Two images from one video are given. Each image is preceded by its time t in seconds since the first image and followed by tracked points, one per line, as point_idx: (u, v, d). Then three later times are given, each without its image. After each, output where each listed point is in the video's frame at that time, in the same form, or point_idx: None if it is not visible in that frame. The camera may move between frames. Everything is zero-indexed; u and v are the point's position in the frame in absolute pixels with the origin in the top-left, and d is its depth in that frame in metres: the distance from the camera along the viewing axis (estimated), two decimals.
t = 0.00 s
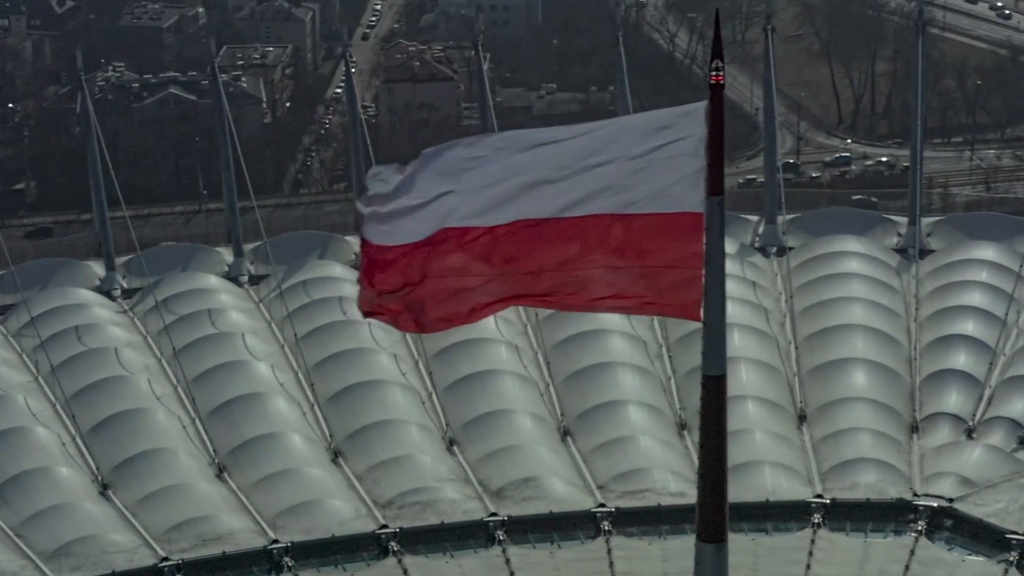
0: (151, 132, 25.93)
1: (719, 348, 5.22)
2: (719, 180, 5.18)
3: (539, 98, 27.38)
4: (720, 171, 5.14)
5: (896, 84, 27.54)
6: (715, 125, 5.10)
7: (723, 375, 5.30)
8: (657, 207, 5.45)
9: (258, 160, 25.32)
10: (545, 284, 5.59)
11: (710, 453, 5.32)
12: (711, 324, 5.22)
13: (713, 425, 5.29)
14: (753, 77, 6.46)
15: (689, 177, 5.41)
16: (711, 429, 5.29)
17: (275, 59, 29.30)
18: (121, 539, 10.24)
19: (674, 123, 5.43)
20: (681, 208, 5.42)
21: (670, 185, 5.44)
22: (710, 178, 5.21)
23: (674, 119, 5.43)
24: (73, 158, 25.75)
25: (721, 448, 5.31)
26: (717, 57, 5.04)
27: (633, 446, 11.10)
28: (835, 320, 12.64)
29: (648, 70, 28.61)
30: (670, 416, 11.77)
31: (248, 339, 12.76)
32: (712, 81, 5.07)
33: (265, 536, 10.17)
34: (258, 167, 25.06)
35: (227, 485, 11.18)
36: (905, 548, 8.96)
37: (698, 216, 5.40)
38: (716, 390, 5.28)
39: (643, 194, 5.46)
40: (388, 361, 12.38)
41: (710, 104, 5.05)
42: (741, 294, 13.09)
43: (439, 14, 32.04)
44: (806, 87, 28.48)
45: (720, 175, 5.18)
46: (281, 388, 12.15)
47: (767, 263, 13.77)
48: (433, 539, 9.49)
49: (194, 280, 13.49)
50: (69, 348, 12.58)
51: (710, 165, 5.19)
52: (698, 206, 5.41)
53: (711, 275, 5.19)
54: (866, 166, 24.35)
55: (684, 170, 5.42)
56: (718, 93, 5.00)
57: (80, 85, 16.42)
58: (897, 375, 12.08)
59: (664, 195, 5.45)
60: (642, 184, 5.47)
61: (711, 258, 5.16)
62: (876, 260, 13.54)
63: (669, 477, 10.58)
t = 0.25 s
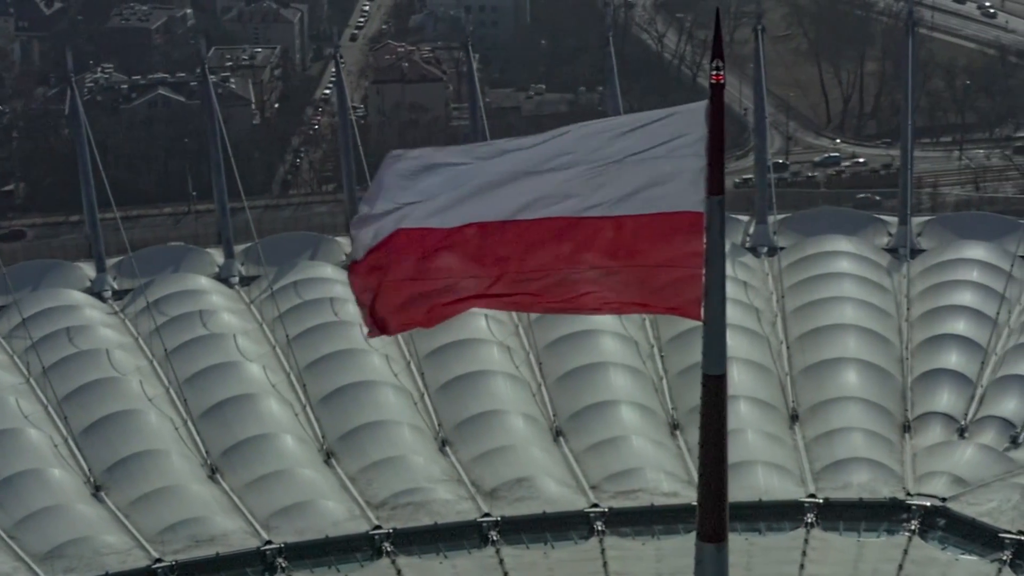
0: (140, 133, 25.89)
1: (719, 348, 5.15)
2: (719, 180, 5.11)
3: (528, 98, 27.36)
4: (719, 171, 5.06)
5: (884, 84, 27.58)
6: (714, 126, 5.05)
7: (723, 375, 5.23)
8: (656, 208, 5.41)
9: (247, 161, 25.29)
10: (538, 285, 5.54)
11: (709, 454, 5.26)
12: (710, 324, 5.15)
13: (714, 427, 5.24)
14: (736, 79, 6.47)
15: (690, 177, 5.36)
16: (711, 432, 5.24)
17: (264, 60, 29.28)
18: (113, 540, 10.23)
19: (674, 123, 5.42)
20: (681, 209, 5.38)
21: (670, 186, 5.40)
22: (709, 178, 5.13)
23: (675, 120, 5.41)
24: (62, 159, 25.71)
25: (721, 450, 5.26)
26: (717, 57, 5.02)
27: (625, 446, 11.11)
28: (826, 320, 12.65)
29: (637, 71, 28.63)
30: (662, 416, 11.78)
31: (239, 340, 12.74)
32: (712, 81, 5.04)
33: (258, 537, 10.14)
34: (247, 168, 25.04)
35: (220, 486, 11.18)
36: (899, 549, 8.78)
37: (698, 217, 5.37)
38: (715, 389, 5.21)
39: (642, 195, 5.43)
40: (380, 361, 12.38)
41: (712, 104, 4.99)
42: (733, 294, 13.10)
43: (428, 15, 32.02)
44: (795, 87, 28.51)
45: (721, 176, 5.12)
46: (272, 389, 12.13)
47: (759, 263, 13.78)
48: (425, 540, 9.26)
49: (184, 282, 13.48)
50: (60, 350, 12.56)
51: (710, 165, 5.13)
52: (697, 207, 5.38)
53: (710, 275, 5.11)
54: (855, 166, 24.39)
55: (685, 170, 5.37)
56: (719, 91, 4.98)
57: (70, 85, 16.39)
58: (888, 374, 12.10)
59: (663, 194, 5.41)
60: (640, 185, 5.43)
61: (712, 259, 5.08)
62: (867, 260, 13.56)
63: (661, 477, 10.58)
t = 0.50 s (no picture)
0: (128, 134, 25.85)
1: (719, 347, 5.31)
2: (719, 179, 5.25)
3: (516, 99, 27.36)
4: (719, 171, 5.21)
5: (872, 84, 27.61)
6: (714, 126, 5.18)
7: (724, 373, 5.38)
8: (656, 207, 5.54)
9: (236, 162, 25.26)
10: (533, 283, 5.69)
11: (709, 447, 5.43)
12: (710, 322, 5.31)
13: (715, 423, 5.40)
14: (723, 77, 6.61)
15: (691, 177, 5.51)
16: (711, 428, 5.41)
17: (252, 61, 29.24)
18: (106, 542, 10.21)
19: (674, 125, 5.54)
20: (681, 207, 5.52)
21: (668, 186, 5.53)
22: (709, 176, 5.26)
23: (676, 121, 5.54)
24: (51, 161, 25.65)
25: (721, 446, 5.42)
26: (718, 57, 5.08)
27: (617, 445, 11.11)
28: (817, 320, 12.67)
29: (625, 72, 28.62)
30: (654, 417, 11.79)
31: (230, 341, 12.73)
32: (711, 80, 5.11)
33: (250, 538, 10.13)
34: (235, 169, 25.01)
35: (212, 487, 11.17)
36: (893, 548, 8.72)
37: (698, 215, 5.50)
38: (716, 387, 5.37)
39: (641, 194, 5.55)
40: (371, 361, 12.37)
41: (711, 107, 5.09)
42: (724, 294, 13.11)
43: (416, 15, 31.98)
44: (783, 87, 28.52)
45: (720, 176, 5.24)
46: (264, 389, 12.12)
47: (749, 263, 13.79)
48: (416, 541, 9.19)
49: (175, 283, 13.47)
50: (51, 351, 12.55)
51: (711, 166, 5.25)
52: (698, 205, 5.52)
53: (711, 273, 5.28)
54: (842, 165, 24.42)
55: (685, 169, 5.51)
56: (719, 92, 5.04)
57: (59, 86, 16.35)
58: (880, 373, 12.12)
59: (662, 193, 5.54)
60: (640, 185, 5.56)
61: (711, 255, 5.27)
62: (857, 259, 13.58)
63: (654, 477, 10.58)
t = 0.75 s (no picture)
0: (120, 135, 25.82)
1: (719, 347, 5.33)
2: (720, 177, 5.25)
3: (508, 99, 27.36)
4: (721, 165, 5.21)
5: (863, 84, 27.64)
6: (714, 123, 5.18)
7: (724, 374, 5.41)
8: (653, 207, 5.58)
9: (228, 163, 25.24)
10: (524, 284, 5.72)
11: (708, 450, 5.45)
12: (710, 324, 5.34)
13: (714, 425, 5.43)
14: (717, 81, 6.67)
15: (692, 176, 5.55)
16: (711, 431, 5.43)
17: (243, 62, 29.22)
18: (100, 543, 10.20)
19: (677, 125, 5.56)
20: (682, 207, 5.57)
21: (667, 186, 5.57)
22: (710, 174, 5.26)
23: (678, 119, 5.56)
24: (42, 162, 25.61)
25: (721, 449, 5.45)
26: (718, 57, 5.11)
27: (612, 446, 11.12)
28: (810, 319, 12.68)
29: (616, 73, 28.62)
30: (648, 417, 11.79)
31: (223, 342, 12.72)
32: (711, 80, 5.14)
33: (245, 539, 10.11)
34: (227, 170, 24.99)
35: (206, 488, 11.15)
36: (888, 547, 8.70)
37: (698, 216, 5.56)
38: (716, 388, 5.40)
39: (637, 195, 5.58)
40: (365, 363, 12.36)
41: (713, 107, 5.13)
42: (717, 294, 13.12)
43: (406, 16, 31.97)
44: (774, 87, 28.53)
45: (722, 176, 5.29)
46: (257, 390, 12.11)
47: (742, 263, 13.80)
48: (412, 541, 9.18)
49: (168, 284, 13.46)
50: (44, 352, 12.53)
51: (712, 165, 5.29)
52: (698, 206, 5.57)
53: (712, 274, 5.31)
54: (833, 165, 24.45)
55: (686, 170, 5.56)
56: (719, 91, 5.07)
57: (51, 86, 16.33)
58: (873, 373, 12.12)
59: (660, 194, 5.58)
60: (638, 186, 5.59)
61: (711, 257, 5.28)
62: (850, 259, 13.59)
63: (649, 478, 10.58)
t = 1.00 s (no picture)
0: (109, 137, 25.76)
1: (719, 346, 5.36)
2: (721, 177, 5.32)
3: (497, 100, 27.35)
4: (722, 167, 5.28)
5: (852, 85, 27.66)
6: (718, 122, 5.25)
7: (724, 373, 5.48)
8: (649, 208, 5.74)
9: (217, 165, 25.20)
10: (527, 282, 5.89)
11: (708, 447, 5.53)
12: (709, 324, 5.40)
13: (714, 422, 5.50)
14: (725, 68, 6.73)
15: (693, 176, 5.65)
16: (712, 429, 5.51)
17: (231, 64, 29.17)
18: (93, 545, 10.17)
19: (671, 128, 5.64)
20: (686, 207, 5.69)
21: (661, 187, 5.71)
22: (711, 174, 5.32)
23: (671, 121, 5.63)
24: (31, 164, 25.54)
25: (720, 447, 5.54)
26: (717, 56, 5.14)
27: (604, 446, 11.11)
28: (802, 320, 12.68)
29: (605, 73, 28.61)
30: (640, 418, 11.79)
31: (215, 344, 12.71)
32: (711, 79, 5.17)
33: (238, 541, 10.09)
34: (217, 171, 24.95)
35: (199, 490, 11.14)
36: (881, 547, 8.69)
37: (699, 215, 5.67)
38: (716, 387, 5.46)
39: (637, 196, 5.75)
40: (356, 364, 12.35)
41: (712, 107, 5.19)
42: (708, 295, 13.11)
43: (395, 18, 31.94)
44: (763, 87, 28.53)
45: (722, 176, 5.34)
46: (249, 392, 12.10)
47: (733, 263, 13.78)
48: (406, 542, 9.17)
49: (159, 286, 13.44)
50: (35, 354, 12.50)
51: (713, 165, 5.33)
52: (698, 205, 5.68)
53: (712, 274, 5.37)
54: (822, 166, 24.47)
55: (687, 169, 5.66)
56: (718, 91, 5.10)
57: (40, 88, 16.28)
58: (865, 373, 12.13)
59: (661, 194, 5.72)
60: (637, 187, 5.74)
61: (712, 256, 5.35)
62: (841, 260, 13.60)
63: (641, 478, 10.58)
